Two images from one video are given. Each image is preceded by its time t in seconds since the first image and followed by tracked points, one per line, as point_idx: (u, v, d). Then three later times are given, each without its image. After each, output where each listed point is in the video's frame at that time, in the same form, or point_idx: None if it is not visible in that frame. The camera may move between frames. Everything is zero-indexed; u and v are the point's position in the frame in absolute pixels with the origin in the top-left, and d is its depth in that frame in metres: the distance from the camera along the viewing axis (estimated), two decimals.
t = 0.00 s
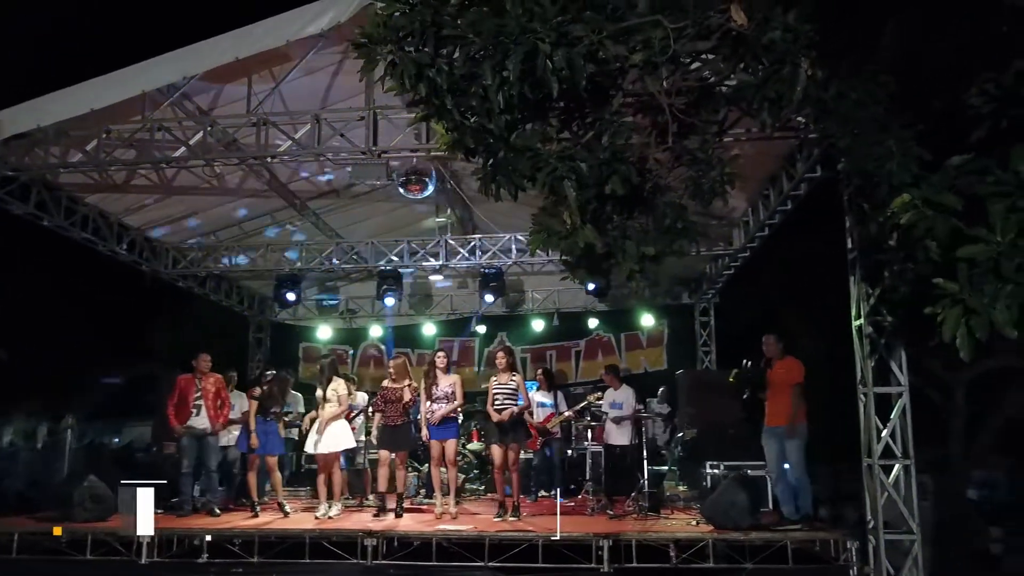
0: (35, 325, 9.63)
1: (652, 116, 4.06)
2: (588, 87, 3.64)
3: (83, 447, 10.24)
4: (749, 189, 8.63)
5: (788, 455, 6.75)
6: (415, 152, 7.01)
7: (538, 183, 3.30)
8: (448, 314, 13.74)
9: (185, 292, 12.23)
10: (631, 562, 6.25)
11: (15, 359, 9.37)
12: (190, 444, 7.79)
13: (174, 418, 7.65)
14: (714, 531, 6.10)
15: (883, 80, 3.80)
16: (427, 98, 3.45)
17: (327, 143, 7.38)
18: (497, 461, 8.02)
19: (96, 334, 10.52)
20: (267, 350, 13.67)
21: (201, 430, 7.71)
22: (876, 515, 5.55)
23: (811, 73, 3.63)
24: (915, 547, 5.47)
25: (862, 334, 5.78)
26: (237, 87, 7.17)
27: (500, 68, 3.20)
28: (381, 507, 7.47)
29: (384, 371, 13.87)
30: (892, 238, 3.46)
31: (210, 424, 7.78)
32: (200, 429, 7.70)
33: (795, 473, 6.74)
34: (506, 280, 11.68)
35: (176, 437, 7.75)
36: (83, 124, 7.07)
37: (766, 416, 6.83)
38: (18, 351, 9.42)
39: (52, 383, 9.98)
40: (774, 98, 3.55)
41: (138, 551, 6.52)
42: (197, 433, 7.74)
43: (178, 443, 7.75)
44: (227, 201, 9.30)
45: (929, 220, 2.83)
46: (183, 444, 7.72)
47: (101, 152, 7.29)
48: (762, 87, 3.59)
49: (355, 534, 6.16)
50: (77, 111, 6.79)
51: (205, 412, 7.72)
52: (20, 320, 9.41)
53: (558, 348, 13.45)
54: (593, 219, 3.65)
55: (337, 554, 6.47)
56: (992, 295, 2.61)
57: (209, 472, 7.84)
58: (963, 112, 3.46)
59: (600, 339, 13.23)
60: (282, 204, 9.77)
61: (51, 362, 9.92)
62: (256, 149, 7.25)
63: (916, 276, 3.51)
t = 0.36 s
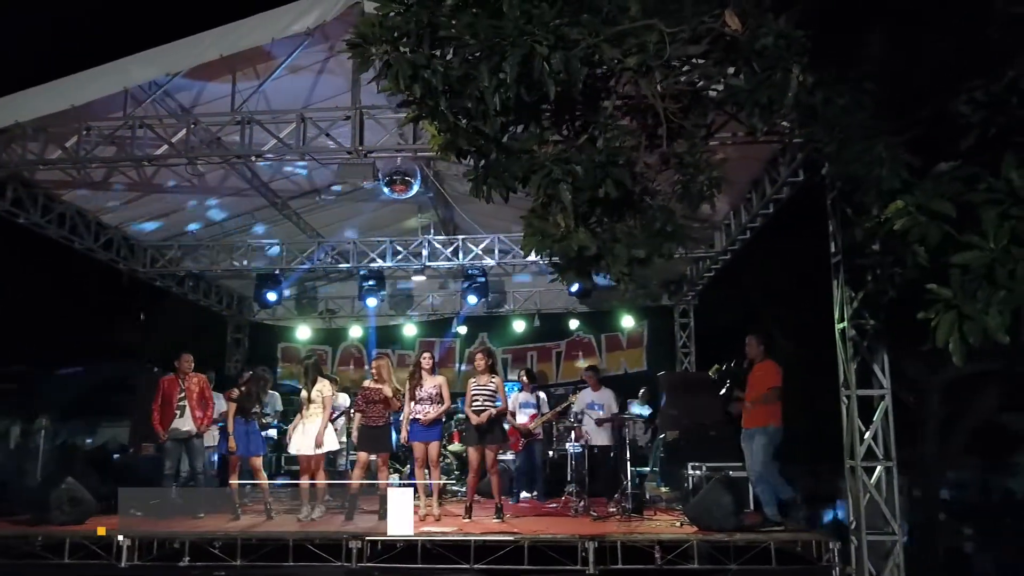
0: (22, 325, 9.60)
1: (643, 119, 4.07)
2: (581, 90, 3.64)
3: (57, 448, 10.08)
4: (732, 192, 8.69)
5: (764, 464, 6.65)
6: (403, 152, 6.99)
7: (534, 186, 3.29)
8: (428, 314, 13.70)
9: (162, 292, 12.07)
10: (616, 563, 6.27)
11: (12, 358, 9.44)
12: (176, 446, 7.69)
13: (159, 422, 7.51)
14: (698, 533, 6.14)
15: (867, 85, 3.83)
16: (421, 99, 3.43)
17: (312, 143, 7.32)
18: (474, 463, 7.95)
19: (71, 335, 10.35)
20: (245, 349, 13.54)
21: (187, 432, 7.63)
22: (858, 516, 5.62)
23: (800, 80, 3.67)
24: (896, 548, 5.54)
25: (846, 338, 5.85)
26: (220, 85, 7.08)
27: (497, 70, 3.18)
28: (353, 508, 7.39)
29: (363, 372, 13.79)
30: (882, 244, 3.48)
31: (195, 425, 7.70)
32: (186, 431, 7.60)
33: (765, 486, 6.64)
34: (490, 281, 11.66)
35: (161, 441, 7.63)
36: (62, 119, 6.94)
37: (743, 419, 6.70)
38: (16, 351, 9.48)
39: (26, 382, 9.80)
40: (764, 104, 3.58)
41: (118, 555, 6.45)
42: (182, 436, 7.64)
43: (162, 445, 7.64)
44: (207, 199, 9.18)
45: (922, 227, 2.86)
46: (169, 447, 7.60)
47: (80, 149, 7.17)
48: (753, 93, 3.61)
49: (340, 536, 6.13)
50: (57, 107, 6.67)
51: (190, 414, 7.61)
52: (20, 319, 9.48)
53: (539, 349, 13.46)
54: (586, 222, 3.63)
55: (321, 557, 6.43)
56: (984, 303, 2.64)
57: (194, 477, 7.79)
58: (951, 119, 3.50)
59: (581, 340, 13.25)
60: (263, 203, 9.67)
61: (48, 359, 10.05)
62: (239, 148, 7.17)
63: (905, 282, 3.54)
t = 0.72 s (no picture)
0: None
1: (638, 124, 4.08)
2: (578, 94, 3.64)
3: (34, 450, 9.92)
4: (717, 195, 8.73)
5: (754, 469, 6.57)
6: (391, 152, 6.94)
7: (533, 190, 3.28)
8: (411, 315, 13.67)
9: (141, 291, 11.92)
10: (603, 566, 6.28)
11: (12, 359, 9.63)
12: (165, 447, 7.74)
13: (151, 422, 7.62)
14: (685, 535, 6.17)
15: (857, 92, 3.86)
16: (420, 101, 3.42)
17: (299, 143, 7.27)
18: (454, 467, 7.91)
19: (50, 334, 10.21)
20: (225, 349, 13.41)
21: (175, 434, 7.67)
22: (844, 518, 5.68)
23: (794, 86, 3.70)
24: (881, 549, 5.60)
25: (833, 341, 5.91)
26: (206, 83, 7.01)
27: (497, 74, 3.17)
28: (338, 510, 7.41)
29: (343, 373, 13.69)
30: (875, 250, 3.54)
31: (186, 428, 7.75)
32: (174, 432, 7.63)
33: (756, 491, 6.55)
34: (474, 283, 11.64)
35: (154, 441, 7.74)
36: (43, 116, 6.82)
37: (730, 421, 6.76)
38: (15, 351, 9.66)
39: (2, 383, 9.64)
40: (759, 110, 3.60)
41: (99, 559, 6.38)
42: (171, 437, 7.68)
43: (153, 446, 7.73)
44: (190, 198, 9.08)
45: (919, 235, 2.89)
46: (157, 447, 7.68)
47: (62, 147, 7.06)
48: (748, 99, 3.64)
49: (327, 540, 6.11)
50: (39, 104, 6.56)
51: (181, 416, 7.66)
52: (18, 319, 9.70)
53: (522, 351, 13.43)
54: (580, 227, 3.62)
55: (307, 561, 6.39)
56: (982, 311, 2.68)
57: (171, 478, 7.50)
58: (943, 128, 3.56)
59: (563, 342, 13.25)
60: (246, 202, 9.58)
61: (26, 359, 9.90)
62: (226, 148, 7.10)
63: (896, 288, 3.57)
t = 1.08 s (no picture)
0: None
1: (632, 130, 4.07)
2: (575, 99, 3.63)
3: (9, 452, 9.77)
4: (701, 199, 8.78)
5: (747, 467, 6.31)
6: (381, 153, 6.92)
7: (533, 195, 3.28)
8: (394, 316, 13.63)
9: (120, 291, 11.78)
10: (590, 568, 6.29)
11: (11, 358, 10.00)
12: (150, 449, 7.95)
13: (138, 424, 7.82)
14: (672, 538, 6.19)
15: (848, 99, 3.88)
16: (418, 104, 3.41)
17: (286, 143, 7.20)
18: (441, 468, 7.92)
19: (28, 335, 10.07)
20: (204, 350, 13.27)
21: (161, 436, 7.91)
22: (830, 521, 5.73)
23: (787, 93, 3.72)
24: (866, 552, 5.66)
25: (819, 346, 5.96)
26: (192, 82, 6.94)
27: (498, 78, 3.16)
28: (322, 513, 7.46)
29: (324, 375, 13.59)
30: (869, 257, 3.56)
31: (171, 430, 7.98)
32: (160, 434, 7.88)
33: (750, 489, 6.28)
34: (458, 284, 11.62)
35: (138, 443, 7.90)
36: (24, 114, 6.71)
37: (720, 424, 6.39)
38: (15, 350, 10.04)
39: None
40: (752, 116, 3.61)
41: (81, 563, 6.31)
42: (157, 439, 7.92)
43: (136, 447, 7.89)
44: (172, 197, 8.98)
45: (916, 243, 2.91)
46: (143, 449, 7.89)
47: (44, 145, 6.94)
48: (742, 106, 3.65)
49: (314, 543, 6.08)
50: (20, 102, 6.45)
51: (166, 418, 7.91)
52: (19, 318, 10.04)
53: (505, 352, 13.42)
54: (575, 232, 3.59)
55: (293, 564, 6.35)
56: (978, 319, 2.71)
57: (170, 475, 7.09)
58: (935, 136, 3.60)
59: (546, 343, 13.26)
60: (229, 202, 9.50)
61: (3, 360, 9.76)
62: (212, 147, 7.03)
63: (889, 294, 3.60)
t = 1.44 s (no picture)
0: None
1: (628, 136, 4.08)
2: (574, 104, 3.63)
3: None
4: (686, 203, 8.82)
5: (735, 469, 6.32)
6: (370, 156, 6.91)
7: (533, 202, 3.28)
8: (376, 317, 13.58)
9: (98, 291, 11.61)
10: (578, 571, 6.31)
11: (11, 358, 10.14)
12: (122, 453, 7.81)
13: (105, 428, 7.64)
14: (660, 541, 6.21)
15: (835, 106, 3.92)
16: (417, 108, 3.42)
17: (274, 144, 7.15)
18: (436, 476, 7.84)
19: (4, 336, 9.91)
20: (184, 351, 13.13)
21: (134, 440, 7.76)
22: (816, 524, 5.80)
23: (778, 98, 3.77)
24: (852, 555, 5.73)
25: (805, 349, 6.04)
26: (178, 81, 6.87)
27: (498, 84, 3.16)
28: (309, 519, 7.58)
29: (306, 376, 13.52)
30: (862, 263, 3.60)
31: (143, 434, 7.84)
32: (133, 438, 7.73)
33: (739, 492, 6.30)
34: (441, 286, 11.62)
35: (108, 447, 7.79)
36: (7, 111, 6.60)
37: (710, 427, 6.41)
38: (15, 351, 10.18)
39: None
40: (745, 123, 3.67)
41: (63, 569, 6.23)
42: (129, 443, 7.78)
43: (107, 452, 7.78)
44: (153, 197, 8.87)
45: (912, 253, 2.95)
46: (114, 453, 7.75)
47: (26, 143, 6.83)
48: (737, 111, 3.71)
49: (301, 548, 6.04)
50: (3, 99, 6.34)
51: (139, 421, 7.76)
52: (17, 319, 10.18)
53: (488, 354, 13.40)
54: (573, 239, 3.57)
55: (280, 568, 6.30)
56: (975, 328, 2.74)
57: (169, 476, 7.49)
58: (926, 145, 3.64)
59: (529, 345, 13.27)
60: (212, 202, 9.41)
61: None
62: (199, 147, 6.96)
63: (880, 300, 3.64)
